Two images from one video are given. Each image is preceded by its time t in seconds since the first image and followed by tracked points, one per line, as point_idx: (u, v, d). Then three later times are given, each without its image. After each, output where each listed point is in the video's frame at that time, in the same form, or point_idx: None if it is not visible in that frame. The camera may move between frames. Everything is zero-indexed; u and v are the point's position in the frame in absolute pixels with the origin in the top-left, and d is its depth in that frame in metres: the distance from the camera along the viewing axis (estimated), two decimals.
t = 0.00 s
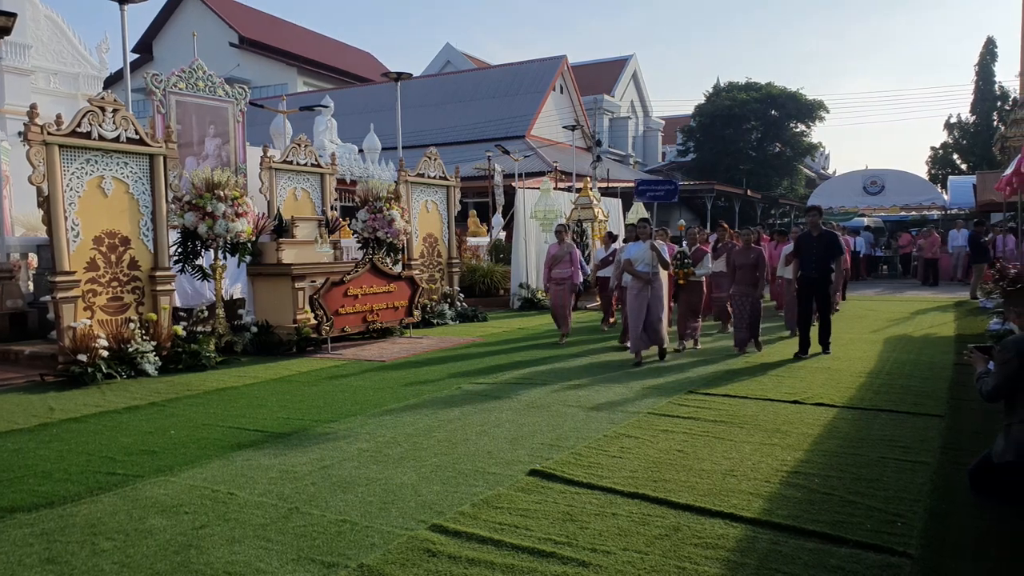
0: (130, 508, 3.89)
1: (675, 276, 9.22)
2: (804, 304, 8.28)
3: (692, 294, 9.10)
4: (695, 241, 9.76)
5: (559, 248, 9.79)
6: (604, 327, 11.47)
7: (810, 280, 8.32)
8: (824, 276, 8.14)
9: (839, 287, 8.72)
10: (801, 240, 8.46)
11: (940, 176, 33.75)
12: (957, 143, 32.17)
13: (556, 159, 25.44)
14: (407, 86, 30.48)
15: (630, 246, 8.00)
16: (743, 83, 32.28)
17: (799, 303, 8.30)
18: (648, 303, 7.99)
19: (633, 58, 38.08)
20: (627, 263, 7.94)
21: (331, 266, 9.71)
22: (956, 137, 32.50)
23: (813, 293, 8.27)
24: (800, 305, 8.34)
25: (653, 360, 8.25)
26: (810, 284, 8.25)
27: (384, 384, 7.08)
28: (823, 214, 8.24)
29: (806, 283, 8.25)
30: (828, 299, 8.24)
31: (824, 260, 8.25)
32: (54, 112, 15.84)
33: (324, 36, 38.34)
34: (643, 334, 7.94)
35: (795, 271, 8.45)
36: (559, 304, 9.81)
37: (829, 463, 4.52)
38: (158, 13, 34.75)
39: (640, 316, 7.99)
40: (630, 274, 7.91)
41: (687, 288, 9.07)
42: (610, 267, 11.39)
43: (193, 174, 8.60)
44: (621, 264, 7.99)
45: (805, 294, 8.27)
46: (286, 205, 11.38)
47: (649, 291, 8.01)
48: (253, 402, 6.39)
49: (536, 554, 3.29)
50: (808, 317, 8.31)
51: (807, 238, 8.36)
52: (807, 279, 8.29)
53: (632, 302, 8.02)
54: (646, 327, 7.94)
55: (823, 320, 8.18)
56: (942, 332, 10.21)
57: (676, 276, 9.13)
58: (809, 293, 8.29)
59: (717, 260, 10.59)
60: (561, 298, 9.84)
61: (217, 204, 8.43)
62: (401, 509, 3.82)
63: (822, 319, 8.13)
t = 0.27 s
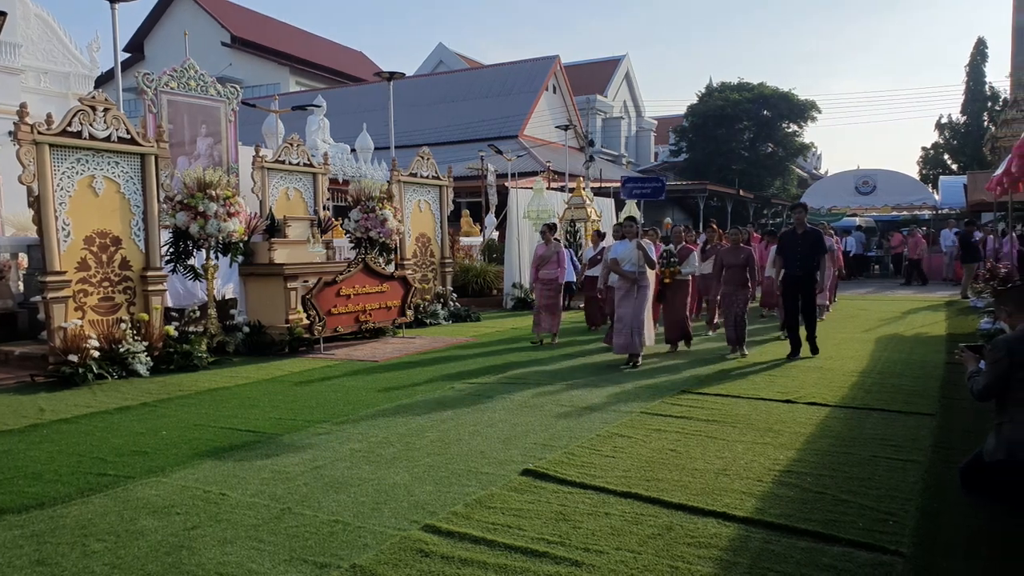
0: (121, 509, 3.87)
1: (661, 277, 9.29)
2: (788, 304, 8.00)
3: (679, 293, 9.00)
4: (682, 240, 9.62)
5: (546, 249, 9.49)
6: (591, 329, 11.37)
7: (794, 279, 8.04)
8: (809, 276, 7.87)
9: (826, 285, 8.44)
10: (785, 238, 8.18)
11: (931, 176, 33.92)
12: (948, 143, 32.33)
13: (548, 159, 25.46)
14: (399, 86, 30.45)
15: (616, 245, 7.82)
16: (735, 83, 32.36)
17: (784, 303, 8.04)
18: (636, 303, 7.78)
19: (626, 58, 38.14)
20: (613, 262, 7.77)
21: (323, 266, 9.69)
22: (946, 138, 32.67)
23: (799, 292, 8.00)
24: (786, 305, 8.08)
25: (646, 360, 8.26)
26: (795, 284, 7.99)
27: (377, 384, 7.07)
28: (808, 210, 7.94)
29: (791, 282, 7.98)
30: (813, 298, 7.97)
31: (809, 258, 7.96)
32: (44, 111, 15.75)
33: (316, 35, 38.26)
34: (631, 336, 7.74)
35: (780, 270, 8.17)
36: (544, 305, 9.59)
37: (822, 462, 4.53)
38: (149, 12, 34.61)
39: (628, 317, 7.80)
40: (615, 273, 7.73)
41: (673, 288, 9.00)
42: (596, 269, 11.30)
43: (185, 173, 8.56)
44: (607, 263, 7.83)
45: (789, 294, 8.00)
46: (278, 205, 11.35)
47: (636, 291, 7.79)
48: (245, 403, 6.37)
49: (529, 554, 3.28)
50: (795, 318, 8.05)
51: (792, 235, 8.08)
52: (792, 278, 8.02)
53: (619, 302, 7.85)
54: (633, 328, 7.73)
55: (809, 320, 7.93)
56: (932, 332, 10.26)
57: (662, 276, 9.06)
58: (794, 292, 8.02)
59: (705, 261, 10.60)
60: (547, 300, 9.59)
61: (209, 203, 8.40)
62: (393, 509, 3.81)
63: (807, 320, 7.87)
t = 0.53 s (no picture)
0: (113, 510, 3.85)
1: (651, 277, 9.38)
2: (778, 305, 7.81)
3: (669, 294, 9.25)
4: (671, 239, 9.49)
5: (532, 252, 9.41)
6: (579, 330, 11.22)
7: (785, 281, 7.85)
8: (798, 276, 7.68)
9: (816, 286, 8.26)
10: (776, 239, 8.01)
11: (924, 176, 34.04)
12: (941, 143, 32.45)
13: (542, 159, 25.47)
14: (393, 86, 30.42)
15: (605, 248, 7.79)
16: (729, 83, 32.42)
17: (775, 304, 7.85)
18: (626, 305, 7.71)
19: (620, 58, 38.19)
20: (602, 265, 7.73)
21: (317, 266, 9.67)
22: (939, 138, 32.79)
23: (790, 294, 7.80)
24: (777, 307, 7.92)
25: (640, 360, 8.27)
26: (785, 286, 7.79)
27: (371, 384, 7.06)
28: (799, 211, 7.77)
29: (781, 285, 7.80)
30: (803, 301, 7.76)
31: (799, 259, 7.76)
32: (36, 111, 15.69)
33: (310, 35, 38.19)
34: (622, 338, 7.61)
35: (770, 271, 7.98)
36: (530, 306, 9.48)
37: (816, 461, 4.54)
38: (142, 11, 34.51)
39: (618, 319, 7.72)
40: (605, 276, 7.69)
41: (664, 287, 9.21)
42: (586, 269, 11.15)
43: (178, 173, 8.53)
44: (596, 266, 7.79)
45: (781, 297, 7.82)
46: (272, 204, 11.32)
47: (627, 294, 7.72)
48: (239, 403, 6.35)
49: (523, 553, 3.28)
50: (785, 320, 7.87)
51: (782, 236, 7.90)
52: (782, 280, 7.83)
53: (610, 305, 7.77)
54: (623, 330, 7.64)
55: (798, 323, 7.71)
56: (925, 331, 10.29)
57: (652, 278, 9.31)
58: (784, 295, 7.82)
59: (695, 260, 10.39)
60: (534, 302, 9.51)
61: (202, 203, 8.37)
62: (387, 509, 3.81)
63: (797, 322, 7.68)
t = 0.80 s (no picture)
0: (107, 511, 3.84)
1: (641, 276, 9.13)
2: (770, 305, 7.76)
3: (659, 294, 9.04)
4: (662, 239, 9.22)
5: (517, 249, 9.43)
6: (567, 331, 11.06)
7: (776, 281, 7.79)
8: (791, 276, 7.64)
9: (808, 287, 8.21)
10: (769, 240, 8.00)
11: (917, 176, 34.15)
12: (934, 143, 32.56)
13: (537, 160, 25.48)
14: (388, 86, 30.40)
15: (595, 245, 7.62)
16: (723, 83, 32.47)
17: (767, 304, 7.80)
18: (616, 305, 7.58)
19: (614, 58, 38.24)
20: (592, 263, 7.55)
21: (311, 266, 9.65)
22: (932, 138, 32.89)
23: (780, 293, 7.74)
24: (768, 307, 7.86)
25: (635, 360, 8.28)
26: (776, 285, 7.73)
27: (366, 384, 7.05)
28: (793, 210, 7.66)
29: (772, 284, 7.74)
30: (794, 301, 7.68)
31: (791, 258, 7.70)
32: (29, 110, 15.64)
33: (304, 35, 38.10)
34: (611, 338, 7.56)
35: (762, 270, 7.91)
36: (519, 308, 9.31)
37: (810, 461, 4.55)
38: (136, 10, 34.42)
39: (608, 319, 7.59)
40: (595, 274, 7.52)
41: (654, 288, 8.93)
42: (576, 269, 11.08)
43: (172, 172, 8.50)
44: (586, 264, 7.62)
45: (771, 296, 7.76)
46: (266, 204, 11.30)
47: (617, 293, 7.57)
48: (233, 403, 6.34)
49: (518, 553, 3.28)
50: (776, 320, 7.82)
51: (775, 234, 7.83)
52: (774, 279, 7.76)
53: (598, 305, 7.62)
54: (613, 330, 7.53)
55: (788, 324, 7.64)
56: (918, 330, 10.32)
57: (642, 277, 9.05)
58: (775, 294, 7.76)
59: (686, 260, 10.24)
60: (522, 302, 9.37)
61: (196, 203, 8.34)
62: (382, 510, 3.80)
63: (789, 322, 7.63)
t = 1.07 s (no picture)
0: (101, 511, 3.82)
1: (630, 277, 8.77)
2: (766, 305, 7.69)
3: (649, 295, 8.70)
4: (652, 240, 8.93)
5: (505, 250, 9.20)
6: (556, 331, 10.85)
7: (772, 280, 7.75)
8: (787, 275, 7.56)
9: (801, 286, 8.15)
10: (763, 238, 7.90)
11: (912, 176, 34.23)
12: (928, 143, 32.65)
13: (533, 159, 25.47)
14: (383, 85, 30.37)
15: (585, 245, 7.46)
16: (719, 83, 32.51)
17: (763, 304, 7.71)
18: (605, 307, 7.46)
19: (610, 58, 38.27)
20: (582, 264, 7.39)
21: (306, 267, 9.63)
22: (926, 138, 32.99)
23: (776, 293, 7.70)
24: (763, 306, 7.81)
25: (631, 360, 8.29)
26: (772, 284, 7.68)
27: (361, 384, 7.04)
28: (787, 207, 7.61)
29: (768, 284, 7.69)
30: (791, 300, 7.66)
31: (787, 257, 7.63)
32: (22, 110, 15.59)
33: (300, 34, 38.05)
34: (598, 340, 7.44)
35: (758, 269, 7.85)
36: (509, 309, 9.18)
37: (805, 460, 4.55)
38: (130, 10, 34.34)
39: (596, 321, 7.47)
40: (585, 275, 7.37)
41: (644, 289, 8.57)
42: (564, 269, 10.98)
43: (166, 172, 8.47)
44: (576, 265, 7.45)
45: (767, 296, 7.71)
46: (261, 204, 11.27)
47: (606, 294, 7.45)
48: (228, 403, 6.33)
49: (513, 554, 3.28)
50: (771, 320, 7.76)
51: (770, 233, 7.75)
52: (769, 278, 7.71)
53: (586, 306, 7.44)
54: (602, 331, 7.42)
55: (785, 324, 7.63)
56: (914, 330, 10.35)
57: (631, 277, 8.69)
58: (771, 293, 7.72)
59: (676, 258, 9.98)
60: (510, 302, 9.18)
61: (191, 203, 8.32)
62: (377, 510, 3.80)
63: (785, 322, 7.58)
